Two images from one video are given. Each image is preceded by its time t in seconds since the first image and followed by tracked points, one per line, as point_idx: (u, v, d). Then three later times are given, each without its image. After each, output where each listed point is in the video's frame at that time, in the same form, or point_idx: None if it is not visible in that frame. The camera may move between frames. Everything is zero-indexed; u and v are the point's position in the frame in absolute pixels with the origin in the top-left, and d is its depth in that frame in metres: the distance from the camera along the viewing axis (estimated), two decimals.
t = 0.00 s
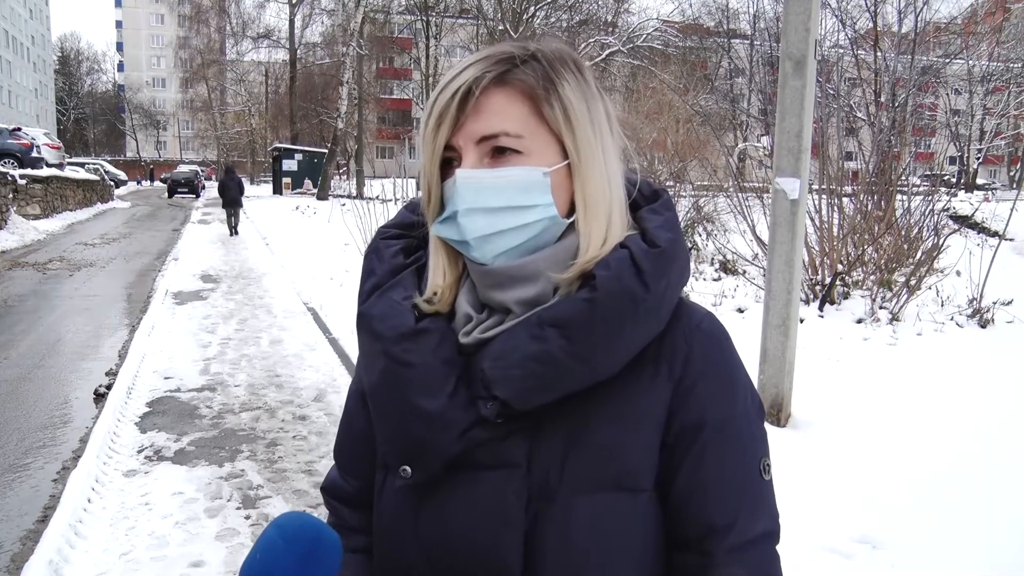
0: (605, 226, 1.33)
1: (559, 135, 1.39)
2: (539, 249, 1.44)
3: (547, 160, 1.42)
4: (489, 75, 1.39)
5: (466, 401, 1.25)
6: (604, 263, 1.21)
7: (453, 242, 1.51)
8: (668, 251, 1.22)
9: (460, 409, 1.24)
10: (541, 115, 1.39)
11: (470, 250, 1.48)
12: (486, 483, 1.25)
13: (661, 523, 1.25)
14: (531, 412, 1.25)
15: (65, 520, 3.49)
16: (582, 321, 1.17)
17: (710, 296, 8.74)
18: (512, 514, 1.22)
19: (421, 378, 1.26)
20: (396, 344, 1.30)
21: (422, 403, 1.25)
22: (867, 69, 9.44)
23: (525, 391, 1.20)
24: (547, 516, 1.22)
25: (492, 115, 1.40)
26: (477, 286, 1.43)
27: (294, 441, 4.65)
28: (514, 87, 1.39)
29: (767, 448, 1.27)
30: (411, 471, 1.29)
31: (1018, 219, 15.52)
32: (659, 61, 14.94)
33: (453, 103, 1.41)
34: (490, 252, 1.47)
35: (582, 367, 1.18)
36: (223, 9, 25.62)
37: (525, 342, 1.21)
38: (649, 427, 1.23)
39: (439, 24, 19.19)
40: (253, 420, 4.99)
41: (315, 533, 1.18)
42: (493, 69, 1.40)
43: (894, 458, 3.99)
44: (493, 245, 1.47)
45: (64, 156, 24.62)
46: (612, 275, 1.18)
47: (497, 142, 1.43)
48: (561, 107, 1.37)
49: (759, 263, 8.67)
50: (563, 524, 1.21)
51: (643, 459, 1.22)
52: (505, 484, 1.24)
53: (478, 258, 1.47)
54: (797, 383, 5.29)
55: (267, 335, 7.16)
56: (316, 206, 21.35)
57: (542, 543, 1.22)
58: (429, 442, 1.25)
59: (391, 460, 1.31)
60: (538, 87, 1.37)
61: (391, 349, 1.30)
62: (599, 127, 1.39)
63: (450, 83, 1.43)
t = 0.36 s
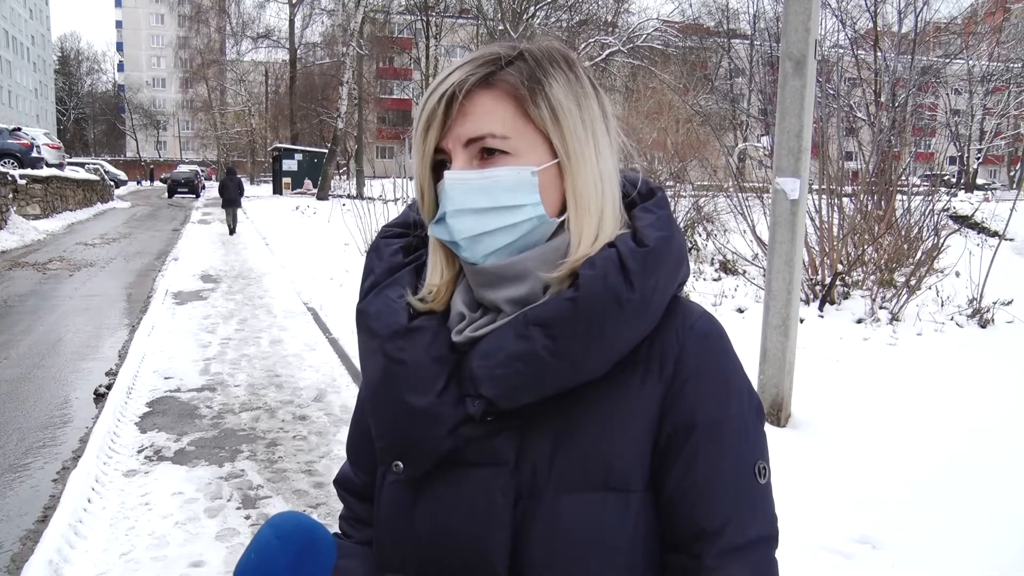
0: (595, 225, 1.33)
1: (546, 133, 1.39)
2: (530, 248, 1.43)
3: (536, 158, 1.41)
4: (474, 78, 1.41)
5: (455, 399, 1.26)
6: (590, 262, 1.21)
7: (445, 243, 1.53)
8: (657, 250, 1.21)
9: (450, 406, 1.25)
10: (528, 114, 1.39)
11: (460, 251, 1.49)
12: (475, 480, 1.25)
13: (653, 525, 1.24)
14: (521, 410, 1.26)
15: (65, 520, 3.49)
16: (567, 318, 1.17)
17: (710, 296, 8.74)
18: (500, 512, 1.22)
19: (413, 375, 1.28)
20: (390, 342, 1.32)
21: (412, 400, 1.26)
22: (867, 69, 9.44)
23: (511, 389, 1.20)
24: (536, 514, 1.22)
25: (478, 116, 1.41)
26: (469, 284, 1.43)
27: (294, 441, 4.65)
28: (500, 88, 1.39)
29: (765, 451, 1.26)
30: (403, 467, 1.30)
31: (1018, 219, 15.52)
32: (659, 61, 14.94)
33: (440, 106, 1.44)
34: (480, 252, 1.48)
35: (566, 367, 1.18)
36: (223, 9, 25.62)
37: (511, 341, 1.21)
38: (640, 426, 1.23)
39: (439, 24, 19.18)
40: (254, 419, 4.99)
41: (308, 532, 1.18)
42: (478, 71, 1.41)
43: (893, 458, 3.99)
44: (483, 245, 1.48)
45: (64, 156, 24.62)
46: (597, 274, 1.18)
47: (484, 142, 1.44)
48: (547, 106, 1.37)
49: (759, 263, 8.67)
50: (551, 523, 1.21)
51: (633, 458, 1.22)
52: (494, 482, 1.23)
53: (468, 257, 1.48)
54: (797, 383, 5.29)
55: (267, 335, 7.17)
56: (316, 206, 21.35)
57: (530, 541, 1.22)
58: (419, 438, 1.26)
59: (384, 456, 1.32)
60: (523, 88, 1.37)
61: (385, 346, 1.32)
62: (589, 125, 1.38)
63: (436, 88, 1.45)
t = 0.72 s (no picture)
0: (592, 225, 1.32)
1: (544, 133, 1.38)
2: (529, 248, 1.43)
3: (534, 158, 1.40)
4: (472, 78, 1.41)
5: (453, 398, 1.26)
6: (586, 262, 1.20)
7: (443, 243, 1.53)
8: (654, 250, 1.20)
9: (448, 406, 1.25)
10: (525, 114, 1.39)
11: (459, 250, 1.49)
12: (474, 479, 1.25)
13: (652, 523, 1.24)
14: (520, 409, 1.26)
15: (64, 521, 3.49)
16: (563, 318, 1.17)
17: (710, 296, 8.74)
18: (498, 511, 1.22)
19: (411, 374, 1.28)
20: (389, 341, 1.32)
21: (410, 400, 1.26)
22: (867, 69, 9.43)
23: (509, 388, 1.20)
24: (534, 513, 1.22)
25: (476, 115, 1.41)
26: (468, 284, 1.43)
27: (294, 441, 4.65)
28: (498, 88, 1.39)
29: (764, 452, 1.25)
30: (402, 466, 1.30)
31: (1018, 219, 15.52)
32: (659, 61, 14.93)
33: (438, 105, 1.44)
34: (479, 252, 1.47)
35: (564, 366, 1.18)
36: (223, 9, 25.62)
37: (509, 340, 1.21)
38: (638, 426, 1.23)
39: (439, 24, 19.17)
40: (254, 419, 4.99)
41: (308, 534, 1.18)
42: (476, 71, 1.41)
43: (893, 458, 3.99)
44: (481, 245, 1.47)
45: (64, 156, 24.62)
46: (593, 274, 1.18)
47: (483, 142, 1.43)
48: (545, 105, 1.36)
49: (759, 263, 8.67)
50: (549, 522, 1.20)
51: (631, 458, 1.22)
52: (492, 481, 1.24)
53: (467, 257, 1.48)
54: (797, 383, 5.30)
55: (267, 335, 7.17)
56: (316, 206, 21.35)
57: (527, 539, 1.21)
58: (417, 437, 1.26)
59: (383, 456, 1.32)
60: (520, 87, 1.37)
61: (384, 345, 1.32)
62: (588, 124, 1.37)
63: (434, 87, 1.45)
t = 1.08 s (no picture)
0: (595, 225, 1.32)
1: (549, 132, 1.39)
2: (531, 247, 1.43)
3: (538, 158, 1.41)
4: (479, 75, 1.40)
5: (456, 399, 1.26)
6: (592, 262, 1.21)
7: (445, 241, 1.53)
8: (658, 249, 1.21)
9: (451, 407, 1.25)
10: (531, 113, 1.39)
11: (461, 248, 1.49)
12: (478, 480, 1.25)
13: (654, 522, 1.24)
14: (524, 410, 1.26)
15: (64, 521, 3.49)
16: (570, 318, 1.17)
17: (710, 296, 8.74)
18: (503, 512, 1.23)
19: (412, 376, 1.27)
20: (389, 343, 1.31)
21: (412, 401, 1.26)
22: (867, 69, 9.43)
23: (514, 389, 1.20)
24: (539, 513, 1.22)
25: (482, 114, 1.41)
26: (469, 283, 1.43)
27: (294, 441, 4.65)
28: (505, 87, 1.39)
29: (761, 450, 1.26)
30: (403, 469, 1.30)
31: (1018, 219, 15.52)
32: (659, 61, 14.91)
33: (444, 102, 1.43)
34: (482, 251, 1.48)
35: (569, 366, 1.18)
36: (223, 9, 25.61)
37: (514, 341, 1.21)
38: (640, 426, 1.23)
39: (439, 24, 19.16)
40: (254, 419, 4.99)
41: (303, 518, 1.18)
42: (483, 69, 1.40)
43: (893, 458, 3.99)
44: (484, 244, 1.48)
45: (64, 156, 24.61)
46: (600, 273, 1.18)
47: (488, 141, 1.43)
48: (551, 106, 1.37)
49: (759, 263, 8.67)
50: (554, 522, 1.20)
51: (634, 458, 1.22)
52: (496, 482, 1.24)
53: (469, 256, 1.48)
54: (797, 383, 5.30)
55: (267, 335, 7.17)
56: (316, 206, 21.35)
57: (532, 539, 1.21)
58: (420, 439, 1.25)
59: (385, 458, 1.32)
60: (527, 86, 1.37)
61: (383, 347, 1.31)
62: (591, 126, 1.39)
63: (440, 83, 1.45)
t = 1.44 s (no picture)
0: (604, 229, 1.35)
1: (565, 138, 1.40)
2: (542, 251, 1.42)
3: (550, 163, 1.43)
4: (497, 78, 1.39)
5: (468, 400, 1.23)
6: (605, 261, 1.22)
7: (455, 244, 1.50)
8: (667, 250, 1.24)
9: (462, 409, 1.23)
10: (547, 119, 1.41)
11: (475, 251, 1.46)
12: (488, 481, 1.24)
13: (659, 519, 1.24)
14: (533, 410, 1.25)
15: (65, 520, 3.49)
16: (585, 317, 1.18)
17: (710, 296, 8.74)
18: (516, 512, 1.22)
19: (420, 378, 1.25)
20: (395, 344, 1.28)
21: (422, 403, 1.23)
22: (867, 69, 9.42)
23: (529, 388, 1.20)
24: (551, 513, 1.22)
25: (499, 117, 1.40)
26: (478, 286, 1.42)
27: (294, 441, 4.65)
28: (521, 91, 1.40)
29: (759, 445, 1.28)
30: (413, 473, 1.28)
31: (1018, 219, 15.51)
32: (659, 61, 14.91)
33: (461, 103, 1.40)
34: (496, 254, 1.44)
35: (583, 365, 1.19)
36: (223, 10, 25.62)
37: (528, 340, 1.21)
38: (648, 423, 1.23)
39: (439, 24, 19.16)
40: (254, 419, 4.99)
41: (318, 541, 1.19)
42: (500, 72, 1.40)
43: (892, 457, 4.00)
44: (499, 247, 1.44)
45: (64, 156, 24.62)
46: (616, 272, 1.20)
47: (504, 144, 1.43)
48: (566, 112, 1.39)
49: (759, 263, 8.66)
50: (566, 521, 1.20)
51: (642, 456, 1.22)
52: (509, 482, 1.23)
53: (483, 259, 1.44)
54: (797, 383, 5.30)
55: (267, 336, 7.16)
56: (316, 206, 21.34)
57: (543, 538, 1.21)
58: (431, 442, 1.23)
59: (393, 462, 1.29)
60: (544, 91, 1.38)
61: (390, 348, 1.28)
62: (600, 131, 1.42)
63: (455, 85, 1.42)
